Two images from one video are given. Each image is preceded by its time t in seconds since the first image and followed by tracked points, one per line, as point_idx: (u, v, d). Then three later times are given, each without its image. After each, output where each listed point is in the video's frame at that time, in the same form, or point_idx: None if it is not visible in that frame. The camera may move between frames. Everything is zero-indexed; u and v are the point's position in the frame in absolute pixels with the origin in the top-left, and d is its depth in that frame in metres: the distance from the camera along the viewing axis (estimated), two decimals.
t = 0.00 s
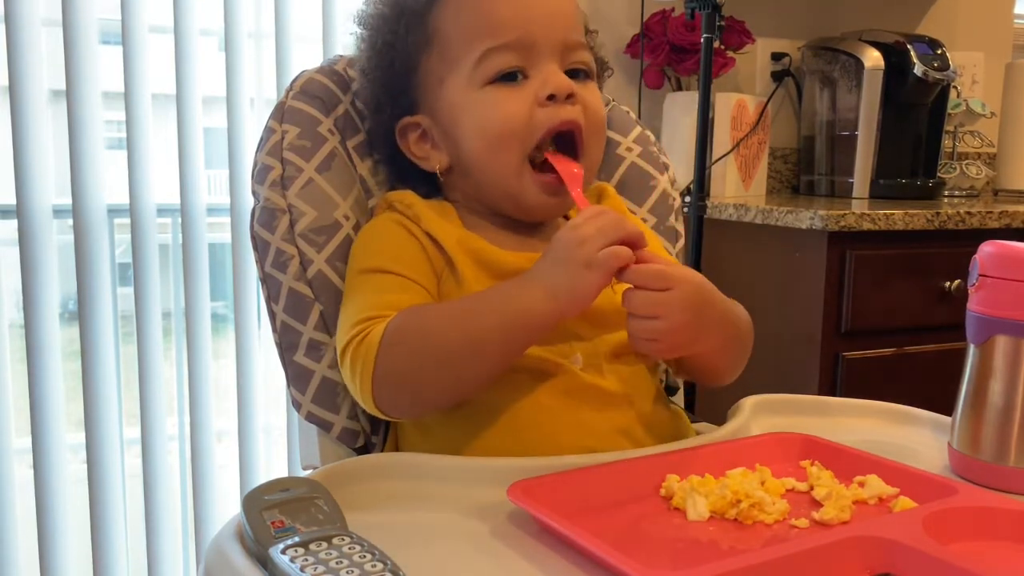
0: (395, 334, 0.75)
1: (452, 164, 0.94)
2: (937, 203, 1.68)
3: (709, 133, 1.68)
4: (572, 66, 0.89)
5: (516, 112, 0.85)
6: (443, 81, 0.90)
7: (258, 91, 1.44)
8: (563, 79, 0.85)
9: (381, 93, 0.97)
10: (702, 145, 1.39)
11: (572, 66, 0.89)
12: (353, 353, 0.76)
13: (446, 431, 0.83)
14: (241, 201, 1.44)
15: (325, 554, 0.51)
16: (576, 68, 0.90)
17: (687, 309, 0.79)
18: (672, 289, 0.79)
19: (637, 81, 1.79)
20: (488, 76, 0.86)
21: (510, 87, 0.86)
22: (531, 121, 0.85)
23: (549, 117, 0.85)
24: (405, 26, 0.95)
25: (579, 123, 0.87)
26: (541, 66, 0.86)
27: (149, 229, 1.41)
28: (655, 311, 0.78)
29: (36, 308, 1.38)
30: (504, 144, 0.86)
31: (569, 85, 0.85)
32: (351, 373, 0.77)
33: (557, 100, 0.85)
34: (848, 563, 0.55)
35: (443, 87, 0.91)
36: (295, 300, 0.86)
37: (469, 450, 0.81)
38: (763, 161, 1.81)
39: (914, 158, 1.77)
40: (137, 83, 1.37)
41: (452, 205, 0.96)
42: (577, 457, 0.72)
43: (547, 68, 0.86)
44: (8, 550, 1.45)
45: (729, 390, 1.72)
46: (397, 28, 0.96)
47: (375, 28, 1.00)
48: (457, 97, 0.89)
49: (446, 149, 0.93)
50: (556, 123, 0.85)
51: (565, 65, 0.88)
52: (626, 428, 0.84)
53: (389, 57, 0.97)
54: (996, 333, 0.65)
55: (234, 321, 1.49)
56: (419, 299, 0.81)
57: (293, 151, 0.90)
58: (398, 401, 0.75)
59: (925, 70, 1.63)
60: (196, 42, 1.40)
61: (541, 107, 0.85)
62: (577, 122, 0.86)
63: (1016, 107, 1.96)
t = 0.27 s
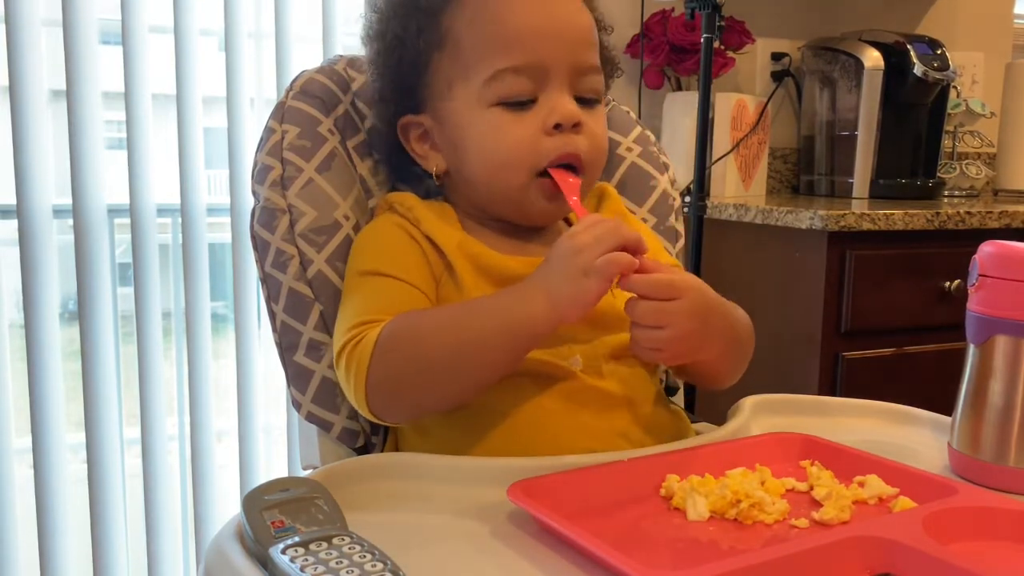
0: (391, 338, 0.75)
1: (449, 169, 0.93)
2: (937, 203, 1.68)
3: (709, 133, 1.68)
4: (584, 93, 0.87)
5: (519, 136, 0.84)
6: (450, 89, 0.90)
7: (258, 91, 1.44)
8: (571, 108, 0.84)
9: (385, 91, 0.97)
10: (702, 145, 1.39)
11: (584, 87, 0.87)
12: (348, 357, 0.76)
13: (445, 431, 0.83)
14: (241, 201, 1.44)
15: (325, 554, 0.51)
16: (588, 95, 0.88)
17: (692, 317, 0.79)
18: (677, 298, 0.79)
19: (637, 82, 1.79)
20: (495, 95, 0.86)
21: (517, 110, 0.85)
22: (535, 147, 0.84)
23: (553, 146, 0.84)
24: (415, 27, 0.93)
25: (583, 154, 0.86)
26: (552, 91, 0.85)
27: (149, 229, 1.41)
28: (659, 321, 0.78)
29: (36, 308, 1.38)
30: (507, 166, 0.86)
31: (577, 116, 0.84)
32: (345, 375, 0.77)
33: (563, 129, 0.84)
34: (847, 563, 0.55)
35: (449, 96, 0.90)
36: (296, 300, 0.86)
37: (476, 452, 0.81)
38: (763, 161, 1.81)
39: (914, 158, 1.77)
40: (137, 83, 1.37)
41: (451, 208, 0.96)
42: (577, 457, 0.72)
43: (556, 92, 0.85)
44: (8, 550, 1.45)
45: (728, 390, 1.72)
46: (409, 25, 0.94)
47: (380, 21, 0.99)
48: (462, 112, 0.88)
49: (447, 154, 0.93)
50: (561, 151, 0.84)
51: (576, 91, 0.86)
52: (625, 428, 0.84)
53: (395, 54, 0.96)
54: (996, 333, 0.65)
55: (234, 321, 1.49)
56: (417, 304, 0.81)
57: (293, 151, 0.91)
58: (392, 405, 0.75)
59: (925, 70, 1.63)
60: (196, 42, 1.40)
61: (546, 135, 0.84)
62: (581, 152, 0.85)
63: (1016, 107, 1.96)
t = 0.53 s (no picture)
0: (389, 340, 0.75)
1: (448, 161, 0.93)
2: (937, 203, 1.68)
3: (709, 133, 1.68)
4: (584, 94, 0.88)
5: (518, 131, 0.84)
6: (454, 80, 0.89)
7: (258, 91, 1.45)
8: (570, 107, 0.84)
9: (394, 85, 0.97)
10: (702, 144, 1.39)
11: (587, 88, 0.87)
12: (345, 362, 0.76)
13: (445, 431, 0.83)
14: (241, 201, 1.44)
15: (325, 554, 0.51)
16: (590, 98, 0.89)
17: (693, 334, 0.80)
18: (679, 318, 0.79)
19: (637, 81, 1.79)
20: (497, 88, 0.85)
21: (519, 105, 0.85)
22: (533, 142, 0.84)
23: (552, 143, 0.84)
24: (427, 16, 0.93)
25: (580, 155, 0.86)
26: (553, 89, 0.85)
27: (149, 229, 1.41)
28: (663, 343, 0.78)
29: (36, 309, 1.38)
30: (503, 162, 0.86)
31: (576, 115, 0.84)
32: (342, 379, 0.77)
33: (563, 127, 0.84)
34: (848, 563, 0.55)
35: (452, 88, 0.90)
36: (296, 300, 0.86)
37: (476, 452, 0.81)
38: (763, 161, 1.81)
39: (914, 158, 1.77)
40: (137, 83, 1.37)
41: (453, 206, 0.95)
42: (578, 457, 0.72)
43: (557, 92, 0.85)
44: (8, 550, 1.45)
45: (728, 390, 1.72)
46: (421, 16, 0.94)
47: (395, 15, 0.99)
48: (463, 104, 0.88)
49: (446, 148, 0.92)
50: (558, 150, 0.84)
51: (577, 93, 0.87)
52: (626, 428, 0.84)
53: (407, 45, 0.96)
54: (996, 333, 0.65)
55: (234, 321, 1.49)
56: (416, 305, 0.81)
57: (293, 151, 0.91)
58: (389, 409, 0.75)
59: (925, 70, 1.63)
60: (196, 42, 1.40)
61: (546, 132, 0.84)
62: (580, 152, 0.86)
63: (1016, 107, 1.96)
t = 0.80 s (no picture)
0: (388, 341, 0.75)
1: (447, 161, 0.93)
2: (937, 203, 1.68)
3: (709, 133, 1.68)
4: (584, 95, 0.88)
5: (517, 130, 0.84)
6: (454, 80, 0.89)
7: (258, 91, 1.45)
8: (569, 108, 0.84)
9: (393, 86, 0.97)
10: (702, 144, 1.39)
11: (586, 89, 0.88)
12: (339, 366, 0.76)
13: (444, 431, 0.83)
14: (240, 201, 1.44)
15: (324, 554, 0.51)
16: (590, 99, 0.89)
17: (688, 345, 0.80)
18: (673, 329, 0.79)
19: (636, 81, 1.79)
20: (496, 88, 0.85)
21: (518, 105, 0.85)
22: (533, 141, 0.84)
23: (552, 142, 0.84)
24: (427, 14, 0.93)
25: (580, 153, 0.86)
26: (553, 89, 0.85)
27: (149, 229, 1.41)
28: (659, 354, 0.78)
29: (36, 309, 1.38)
30: (503, 162, 0.86)
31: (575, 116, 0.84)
32: (336, 384, 0.77)
33: (562, 128, 0.84)
34: (847, 563, 0.55)
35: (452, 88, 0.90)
36: (296, 300, 0.86)
37: (476, 453, 0.81)
38: (763, 161, 1.81)
39: (914, 158, 1.77)
40: (137, 83, 1.37)
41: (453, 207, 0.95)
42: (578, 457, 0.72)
43: (556, 92, 0.85)
44: (8, 550, 1.45)
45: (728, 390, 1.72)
46: (422, 14, 0.94)
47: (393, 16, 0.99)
48: (462, 104, 0.88)
49: (445, 147, 0.92)
50: (558, 150, 0.84)
51: (576, 93, 0.87)
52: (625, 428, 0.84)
53: (406, 44, 0.96)
54: (996, 333, 0.65)
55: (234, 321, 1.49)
56: (415, 307, 0.81)
57: (293, 151, 0.91)
58: (389, 411, 0.75)
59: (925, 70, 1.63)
60: (196, 42, 1.40)
61: (545, 132, 0.84)
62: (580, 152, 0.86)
63: (1016, 106, 1.96)
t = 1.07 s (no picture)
0: (389, 342, 0.75)
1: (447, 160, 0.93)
2: (937, 203, 1.68)
3: (709, 133, 1.68)
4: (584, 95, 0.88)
5: (517, 129, 0.84)
6: (453, 79, 0.90)
7: (258, 91, 1.45)
8: (569, 106, 0.84)
9: (392, 87, 0.97)
10: (702, 144, 1.39)
11: (586, 88, 0.87)
12: (334, 372, 0.76)
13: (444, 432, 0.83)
14: (240, 201, 1.44)
15: (325, 554, 0.51)
16: (590, 98, 0.89)
17: (686, 353, 0.80)
18: (670, 337, 0.79)
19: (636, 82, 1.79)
20: (495, 87, 0.85)
21: (518, 103, 0.85)
22: (532, 139, 0.84)
23: (552, 140, 0.84)
24: (427, 13, 0.93)
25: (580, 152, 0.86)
26: (552, 88, 0.85)
27: (149, 229, 1.41)
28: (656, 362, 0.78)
29: (36, 309, 1.38)
30: (503, 160, 0.86)
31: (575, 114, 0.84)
32: (332, 388, 0.77)
33: (561, 127, 0.84)
34: (847, 563, 0.55)
35: (451, 87, 0.90)
36: (296, 300, 0.86)
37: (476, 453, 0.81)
38: (763, 161, 1.81)
39: (914, 158, 1.77)
40: (137, 83, 1.37)
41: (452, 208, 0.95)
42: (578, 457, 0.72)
43: (556, 89, 0.85)
44: (8, 550, 1.45)
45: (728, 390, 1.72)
46: (421, 13, 0.94)
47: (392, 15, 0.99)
48: (461, 103, 0.88)
49: (445, 147, 0.92)
50: (557, 148, 0.84)
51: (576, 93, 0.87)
52: (624, 429, 0.84)
53: (406, 44, 0.96)
54: (996, 333, 0.65)
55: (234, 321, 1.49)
56: (414, 309, 0.81)
57: (293, 151, 0.91)
58: (389, 413, 0.75)
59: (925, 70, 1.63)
60: (196, 42, 1.40)
61: (545, 130, 0.84)
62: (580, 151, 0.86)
63: (1016, 106, 1.96)
